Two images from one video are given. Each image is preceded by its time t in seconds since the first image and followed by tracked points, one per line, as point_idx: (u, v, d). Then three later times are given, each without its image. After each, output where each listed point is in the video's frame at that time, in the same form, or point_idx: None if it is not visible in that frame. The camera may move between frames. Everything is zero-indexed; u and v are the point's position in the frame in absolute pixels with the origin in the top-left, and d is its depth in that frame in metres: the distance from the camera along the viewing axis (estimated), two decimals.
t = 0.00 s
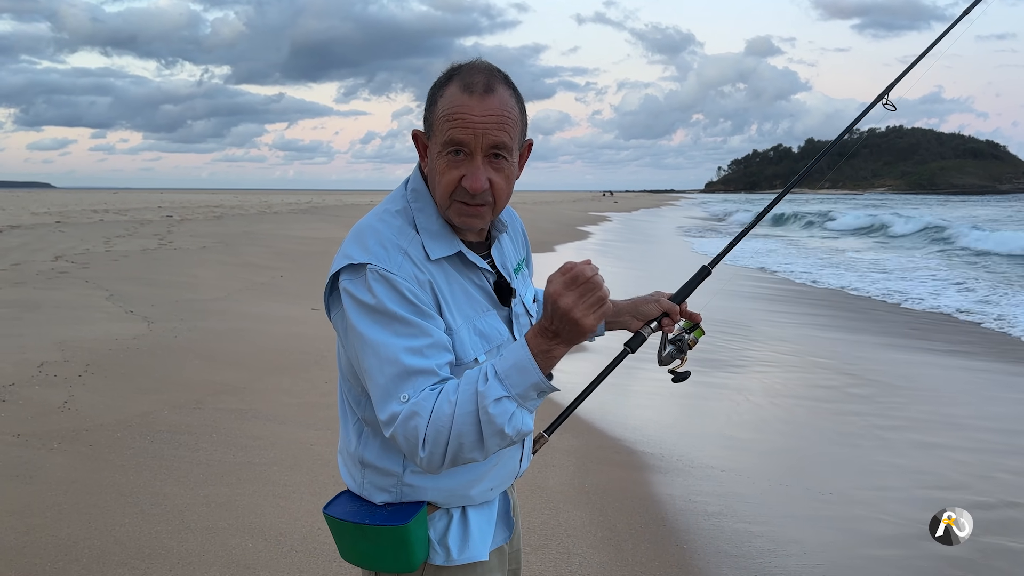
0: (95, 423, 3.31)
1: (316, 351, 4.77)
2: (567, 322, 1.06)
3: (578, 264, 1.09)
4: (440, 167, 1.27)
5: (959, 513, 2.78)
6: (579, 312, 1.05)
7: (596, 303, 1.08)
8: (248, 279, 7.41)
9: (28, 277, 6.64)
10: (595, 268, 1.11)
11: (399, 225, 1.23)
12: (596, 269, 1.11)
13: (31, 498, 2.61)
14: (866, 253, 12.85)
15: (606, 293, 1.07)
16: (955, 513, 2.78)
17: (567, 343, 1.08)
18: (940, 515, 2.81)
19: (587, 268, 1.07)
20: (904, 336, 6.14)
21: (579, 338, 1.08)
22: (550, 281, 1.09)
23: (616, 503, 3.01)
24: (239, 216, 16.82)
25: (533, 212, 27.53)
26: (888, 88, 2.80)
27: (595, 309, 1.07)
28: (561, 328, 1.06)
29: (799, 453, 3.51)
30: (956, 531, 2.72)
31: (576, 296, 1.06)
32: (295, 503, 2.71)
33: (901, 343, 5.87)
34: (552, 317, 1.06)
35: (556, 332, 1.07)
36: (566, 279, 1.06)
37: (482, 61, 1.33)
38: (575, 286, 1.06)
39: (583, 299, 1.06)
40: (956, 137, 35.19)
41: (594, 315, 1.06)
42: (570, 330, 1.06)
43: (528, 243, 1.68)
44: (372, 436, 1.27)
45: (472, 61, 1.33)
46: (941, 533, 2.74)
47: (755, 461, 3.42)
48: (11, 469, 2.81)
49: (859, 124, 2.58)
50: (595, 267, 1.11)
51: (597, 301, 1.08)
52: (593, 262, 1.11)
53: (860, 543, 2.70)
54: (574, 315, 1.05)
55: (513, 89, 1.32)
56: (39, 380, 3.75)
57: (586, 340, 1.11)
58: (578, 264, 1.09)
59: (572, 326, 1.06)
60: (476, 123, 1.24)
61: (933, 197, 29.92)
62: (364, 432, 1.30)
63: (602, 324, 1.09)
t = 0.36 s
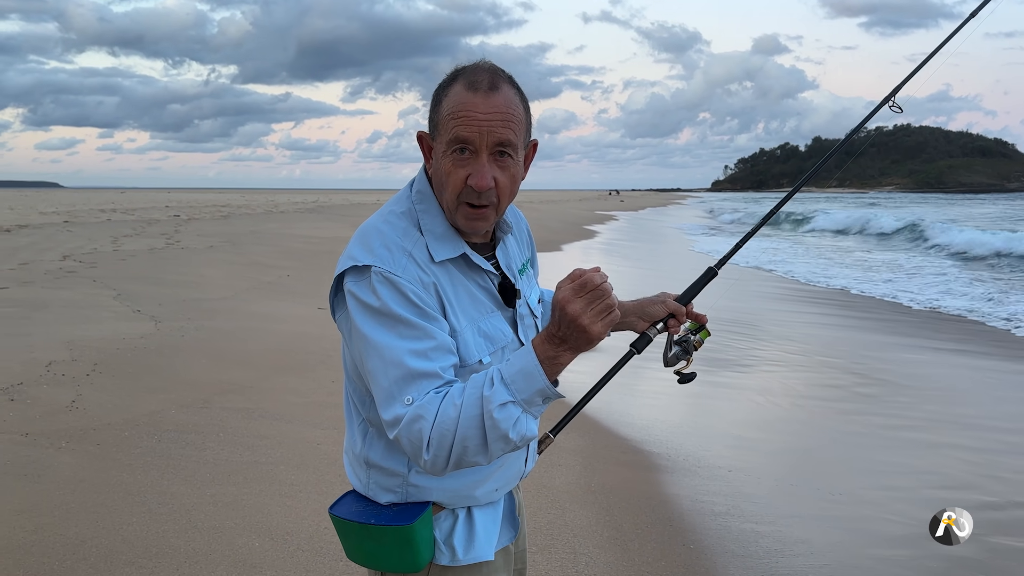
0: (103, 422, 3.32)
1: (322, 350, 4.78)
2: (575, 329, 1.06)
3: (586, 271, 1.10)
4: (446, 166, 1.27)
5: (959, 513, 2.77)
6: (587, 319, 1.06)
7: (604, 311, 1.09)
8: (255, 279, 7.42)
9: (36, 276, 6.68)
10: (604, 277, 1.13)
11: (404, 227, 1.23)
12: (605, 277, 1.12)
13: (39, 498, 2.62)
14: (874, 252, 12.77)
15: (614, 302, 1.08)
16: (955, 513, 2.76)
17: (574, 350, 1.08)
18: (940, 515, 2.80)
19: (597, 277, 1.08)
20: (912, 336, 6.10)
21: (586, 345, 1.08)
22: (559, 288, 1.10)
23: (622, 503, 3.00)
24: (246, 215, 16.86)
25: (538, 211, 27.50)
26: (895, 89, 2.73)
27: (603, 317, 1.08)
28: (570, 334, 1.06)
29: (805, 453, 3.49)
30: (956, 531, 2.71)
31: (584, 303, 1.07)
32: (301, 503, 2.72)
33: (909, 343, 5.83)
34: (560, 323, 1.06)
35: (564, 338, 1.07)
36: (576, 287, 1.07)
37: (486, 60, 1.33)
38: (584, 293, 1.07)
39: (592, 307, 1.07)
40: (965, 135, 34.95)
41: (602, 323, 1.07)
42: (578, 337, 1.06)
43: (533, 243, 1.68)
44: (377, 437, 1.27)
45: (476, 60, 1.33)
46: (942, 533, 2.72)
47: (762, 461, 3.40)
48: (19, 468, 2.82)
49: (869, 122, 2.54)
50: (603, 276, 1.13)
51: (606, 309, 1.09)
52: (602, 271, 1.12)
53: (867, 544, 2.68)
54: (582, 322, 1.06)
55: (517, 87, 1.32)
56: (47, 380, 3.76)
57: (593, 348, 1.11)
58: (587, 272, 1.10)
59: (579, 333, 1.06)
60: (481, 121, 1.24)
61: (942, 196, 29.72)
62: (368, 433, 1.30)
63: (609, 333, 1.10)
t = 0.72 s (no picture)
0: (109, 421, 3.33)
1: (328, 350, 4.79)
2: (580, 328, 1.05)
3: (591, 270, 1.10)
4: (450, 164, 1.26)
5: (959, 513, 2.75)
6: (592, 318, 1.05)
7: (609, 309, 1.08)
8: (261, 278, 7.44)
9: (42, 276, 6.70)
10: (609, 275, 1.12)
11: (408, 225, 1.22)
12: (610, 277, 1.11)
13: (46, 497, 2.63)
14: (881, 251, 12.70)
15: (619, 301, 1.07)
16: (955, 513, 2.75)
17: (578, 349, 1.07)
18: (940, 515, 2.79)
19: (602, 275, 1.08)
20: (920, 335, 6.06)
21: (591, 344, 1.08)
22: (564, 286, 1.09)
23: (628, 503, 2.99)
24: (251, 215, 16.89)
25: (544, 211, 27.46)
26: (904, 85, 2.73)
27: (608, 316, 1.07)
28: (574, 333, 1.05)
29: (812, 452, 3.48)
30: (956, 531, 2.69)
31: (589, 302, 1.06)
32: (307, 502, 2.72)
33: (918, 342, 5.80)
34: (565, 322, 1.05)
35: (568, 337, 1.06)
36: (581, 285, 1.07)
37: (490, 57, 1.32)
38: (589, 292, 1.06)
39: (596, 305, 1.06)
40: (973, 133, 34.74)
41: (608, 322, 1.06)
42: (583, 335, 1.05)
43: (537, 243, 1.67)
44: (382, 437, 1.27)
45: (480, 57, 1.32)
46: (941, 533, 2.70)
47: (769, 461, 3.39)
48: (26, 468, 2.83)
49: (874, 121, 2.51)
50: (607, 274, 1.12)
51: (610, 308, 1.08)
52: (607, 269, 1.12)
53: (874, 544, 2.66)
54: (587, 321, 1.05)
55: (521, 84, 1.31)
56: (54, 379, 3.78)
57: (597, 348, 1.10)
58: (592, 270, 1.09)
59: (584, 332, 1.05)
60: (486, 117, 1.23)
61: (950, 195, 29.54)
62: (373, 432, 1.30)
63: (614, 332, 1.09)
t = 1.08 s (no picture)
0: (116, 421, 3.35)
1: (334, 350, 4.80)
2: (583, 326, 1.05)
3: (594, 268, 1.09)
4: (454, 163, 1.26)
5: (959, 513, 2.69)
6: (595, 316, 1.05)
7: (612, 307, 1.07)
8: (267, 278, 7.46)
9: (50, 277, 6.73)
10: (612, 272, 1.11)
11: (412, 224, 1.23)
12: (613, 274, 1.11)
13: (53, 496, 2.65)
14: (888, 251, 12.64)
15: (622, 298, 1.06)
16: (955, 513, 2.68)
17: (582, 347, 1.07)
18: (940, 515, 2.73)
19: (604, 273, 1.07)
20: (928, 335, 6.03)
21: (594, 343, 1.08)
22: (566, 284, 1.09)
23: (633, 502, 2.98)
24: (258, 216, 16.96)
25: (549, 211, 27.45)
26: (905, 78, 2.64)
27: (611, 314, 1.07)
28: (577, 332, 1.05)
29: (818, 452, 3.46)
30: (956, 531, 2.64)
31: (592, 300, 1.05)
32: (313, 501, 2.73)
33: (925, 342, 5.77)
34: (568, 321, 1.05)
35: (571, 335, 1.06)
36: (584, 283, 1.06)
37: (495, 56, 1.32)
38: (591, 290, 1.06)
39: (599, 303, 1.06)
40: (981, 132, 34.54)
41: (610, 320, 1.06)
42: (586, 334, 1.05)
43: (541, 241, 1.67)
44: (387, 435, 1.27)
45: (485, 57, 1.32)
46: (941, 533, 2.65)
47: (774, 460, 3.38)
48: (34, 467, 2.85)
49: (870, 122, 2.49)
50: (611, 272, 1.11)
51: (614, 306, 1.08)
52: (610, 266, 1.11)
53: (880, 544, 2.65)
54: (589, 319, 1.05)
55: (526, 84, 1.31)
56: (61, 379, 3.80)
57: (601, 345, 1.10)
58: (595, 268, 1.09)
59: (587, 330, 1.05)
60: (491, 118, 1.23)
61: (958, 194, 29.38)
62: (377, 430, 1.30)
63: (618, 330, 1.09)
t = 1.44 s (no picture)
0: (121, 421, 3.36)
1: (338, 350, 4.81)
2: (572, 315, 1.05)
3: (579, 257, 1.09)
4: (455, 164, 1.27)
5: (958, 513, 2.76)
6: (584, 304, 1.05)
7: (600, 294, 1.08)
8: (271, 279, 7.48)
9: (57, 278, 6.77)
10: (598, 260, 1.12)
11: (413, 224, 1.23)
12: (600, 262, 1.11)
13: (59, 496, 2.66)
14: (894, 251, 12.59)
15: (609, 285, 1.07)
16: (954, 514, 2.76)
17: (573, 336, 1.08)
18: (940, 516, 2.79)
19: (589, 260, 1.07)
20: (933, 335, 6.02)
21: (585, 331, 1.08)
22: (554, 274, 1.09)
23: (638, 503, 2.98)
24: (262, 217, 17.00)
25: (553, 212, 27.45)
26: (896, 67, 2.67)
27: (599, 301, 1.07)
28: (567, 321, 1.06)
29: (823, 452, 3.46)
30: (956, 531, 2.69)
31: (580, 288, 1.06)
32: (317, 501, 2.74)
33: (930, 342, 5.76)
34: (557, 310, 1.05)
35: (561, 325, 1.06)
36: (570, 272, 1.06)
37: (495, 58, 1.33)
38: (579, 279, 1.06)
39: (587, 291, 1.06)
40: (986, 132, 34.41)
41: (599, 307, 1.06)
42: (576, 323, 1.05)
43: (542, 240, 1.68)
44: (389, 435, 1.28)
45: (485, 58, 1.33)
46: (941, 533, 2.70)
47: (779, 460, 3.38)
48: (40, 467, 2.87)
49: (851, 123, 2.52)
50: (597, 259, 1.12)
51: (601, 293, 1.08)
52: (596, 254, 1.11)
53: (885, 544, 2.65)
54: (579, 308, 1.05)
55: (527, 86, 1.32)
56: (67, 380, 3.82)
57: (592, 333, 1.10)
58: (581, 257, 1.09)
59: (577, 319, 1.06)
60: (492, 119, 1.24)
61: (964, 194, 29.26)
62: (379, 430, 1.31)
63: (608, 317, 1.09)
